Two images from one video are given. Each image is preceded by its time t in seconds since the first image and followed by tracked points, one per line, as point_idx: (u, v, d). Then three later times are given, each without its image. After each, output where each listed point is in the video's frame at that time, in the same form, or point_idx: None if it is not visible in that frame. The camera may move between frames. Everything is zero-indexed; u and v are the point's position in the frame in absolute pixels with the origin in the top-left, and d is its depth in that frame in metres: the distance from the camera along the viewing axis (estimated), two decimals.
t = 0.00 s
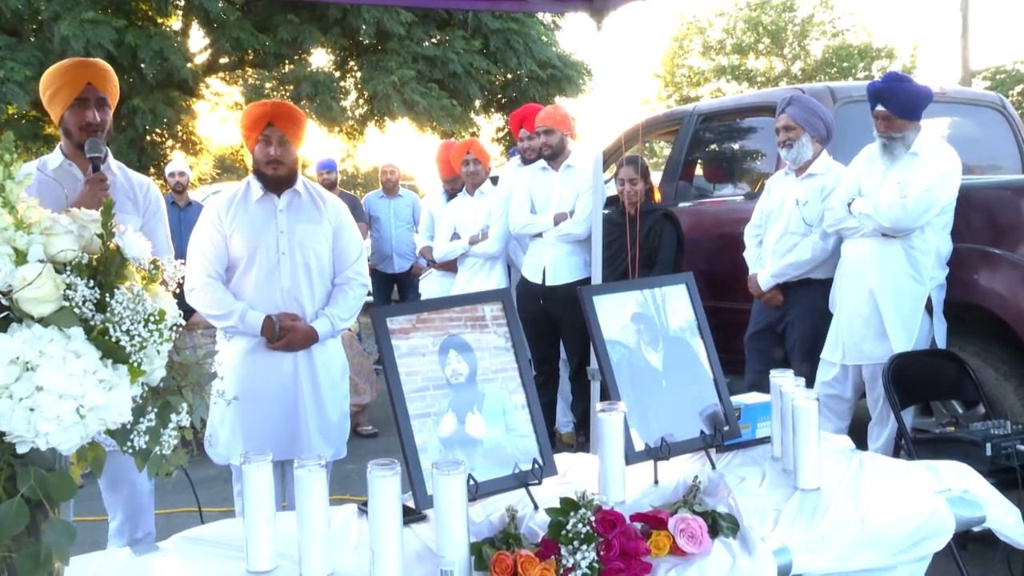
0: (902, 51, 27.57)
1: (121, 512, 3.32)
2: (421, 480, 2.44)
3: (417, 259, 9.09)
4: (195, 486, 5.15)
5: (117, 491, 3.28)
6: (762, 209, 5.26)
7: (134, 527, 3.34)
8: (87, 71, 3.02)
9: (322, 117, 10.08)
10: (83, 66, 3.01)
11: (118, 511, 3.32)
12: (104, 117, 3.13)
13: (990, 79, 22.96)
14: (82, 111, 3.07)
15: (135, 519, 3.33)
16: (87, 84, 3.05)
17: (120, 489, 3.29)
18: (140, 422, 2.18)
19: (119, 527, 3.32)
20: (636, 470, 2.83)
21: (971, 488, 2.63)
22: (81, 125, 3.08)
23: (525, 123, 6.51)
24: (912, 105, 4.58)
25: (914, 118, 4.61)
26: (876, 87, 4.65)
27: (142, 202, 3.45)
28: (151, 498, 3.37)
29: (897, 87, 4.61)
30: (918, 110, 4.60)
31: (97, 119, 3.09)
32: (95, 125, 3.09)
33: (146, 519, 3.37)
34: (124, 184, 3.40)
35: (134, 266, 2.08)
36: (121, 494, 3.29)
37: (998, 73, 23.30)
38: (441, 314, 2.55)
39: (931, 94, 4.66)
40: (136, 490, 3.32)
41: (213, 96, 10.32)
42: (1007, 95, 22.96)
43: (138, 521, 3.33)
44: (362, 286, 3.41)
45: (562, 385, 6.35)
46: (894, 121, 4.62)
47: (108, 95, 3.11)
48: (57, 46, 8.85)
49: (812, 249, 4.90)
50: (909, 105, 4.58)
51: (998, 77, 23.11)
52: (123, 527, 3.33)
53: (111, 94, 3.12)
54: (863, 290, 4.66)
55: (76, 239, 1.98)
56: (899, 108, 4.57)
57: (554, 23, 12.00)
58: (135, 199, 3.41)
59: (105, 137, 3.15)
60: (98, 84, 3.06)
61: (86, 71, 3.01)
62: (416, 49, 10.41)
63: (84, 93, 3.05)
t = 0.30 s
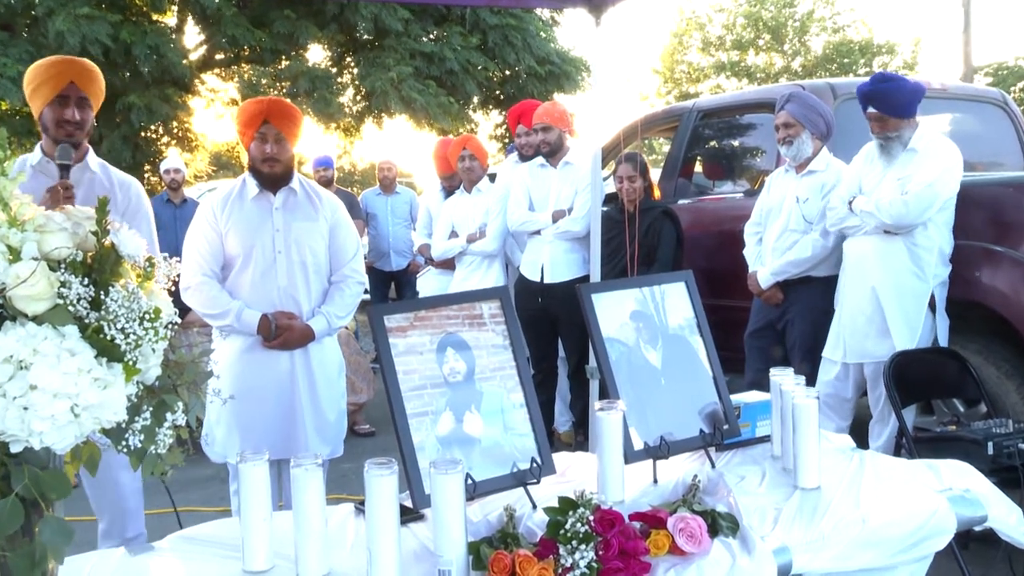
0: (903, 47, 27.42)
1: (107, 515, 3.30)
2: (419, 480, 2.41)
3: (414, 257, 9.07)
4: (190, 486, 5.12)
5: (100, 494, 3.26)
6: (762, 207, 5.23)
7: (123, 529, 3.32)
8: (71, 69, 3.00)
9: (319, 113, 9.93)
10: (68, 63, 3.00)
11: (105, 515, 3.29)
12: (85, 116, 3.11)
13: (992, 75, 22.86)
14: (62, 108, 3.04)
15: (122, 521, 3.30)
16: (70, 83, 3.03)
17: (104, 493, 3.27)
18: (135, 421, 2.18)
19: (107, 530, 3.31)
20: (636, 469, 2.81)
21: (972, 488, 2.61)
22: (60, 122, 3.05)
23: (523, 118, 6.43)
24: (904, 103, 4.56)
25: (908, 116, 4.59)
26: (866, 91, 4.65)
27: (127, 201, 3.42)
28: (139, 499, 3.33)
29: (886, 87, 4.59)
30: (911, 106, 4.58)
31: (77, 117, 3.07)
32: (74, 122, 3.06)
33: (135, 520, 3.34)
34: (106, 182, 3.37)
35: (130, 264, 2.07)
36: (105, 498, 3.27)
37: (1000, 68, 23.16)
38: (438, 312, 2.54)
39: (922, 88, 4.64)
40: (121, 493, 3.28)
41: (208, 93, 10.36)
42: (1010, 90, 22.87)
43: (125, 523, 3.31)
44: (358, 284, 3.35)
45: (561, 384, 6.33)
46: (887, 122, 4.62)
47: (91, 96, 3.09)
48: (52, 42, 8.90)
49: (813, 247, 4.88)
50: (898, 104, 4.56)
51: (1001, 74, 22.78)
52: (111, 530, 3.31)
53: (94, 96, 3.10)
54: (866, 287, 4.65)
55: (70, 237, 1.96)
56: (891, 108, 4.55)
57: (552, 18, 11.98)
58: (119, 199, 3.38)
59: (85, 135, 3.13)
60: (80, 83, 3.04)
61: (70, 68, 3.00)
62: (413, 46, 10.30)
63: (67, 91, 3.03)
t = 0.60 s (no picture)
0: (907, 42, 27.33)
1: (75, 525, 3.24)
2: (415, 484, 2.38)
3: (409, 256, 9.01)
4: (180, 489, 5.03)
5: (69, 499, 3.21)
6: (765, 203, 5.14)
7: (94, 537, 3.26)
8: (9, 59, 2.91)
9: (314, 109, 10.01)
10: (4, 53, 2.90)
11: (74, 524, 3.23)
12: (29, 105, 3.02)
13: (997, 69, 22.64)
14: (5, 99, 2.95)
15: (96, 527, 3.25)
16: (11, 73, 2.94)
17: (75, 498, 3.22)
18: (123, 423, 2.19)
19: (74, 541, 3.24)
20: (635, 471, 2.76)
21: (979, 491, 2.56)
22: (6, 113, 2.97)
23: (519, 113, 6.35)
24: (912, 99, 4.50)
25: (916, 111, 4.54)
26: (872, 87, 4.58)
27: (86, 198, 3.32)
28: (111, 505, 3.29)
29: (894, 82, 4.53)
30: (919, 102, 4.52)
31: (21, 107, 2.98)
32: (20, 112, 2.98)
33: (108, 528, 3.29)
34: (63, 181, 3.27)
35: (119, 263, 2.00)
36: (77, 503, 3.22)
37: (1009, 62, 22.87)
38: (434, 312, 2.49)
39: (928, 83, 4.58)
40: (91, 498, 3.23)
41: (199, 87, 10.31)
42: (1015, 85, 22.68)
43: (94, 532, 3.25)
44: (352, 282, 3.16)
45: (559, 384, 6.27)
46: (895, 118, 4.56)
47: (33, 84, 2.99)
48: (35, 35, 8.67)
49: (816, 245, 4.81)
50: (906, 101, 4.50)
51: (1010, 66, 22.94)
52: (79, 540, 3.25)
53: (36, 84, 3.00)
54: (871, 285, 4.60)
55: (56, 235, 1.89)
56: (899, 105, 4.50)
57: (549, 13, 11.91)
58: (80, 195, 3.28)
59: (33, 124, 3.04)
60: (21, 72, 2.95)
61: (8, 58, 2.91)
62: (409, 39, 10.28)
63: (8, 81, 2.94)
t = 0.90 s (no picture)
0: (925, 27, 26.07)
1: (50, 527, 3.13)
2: (407, 491, 2.26)
3: (402, 253, 8.59)
4: (160, 496, 4.78)
5: (46, 501, 3.10)
6: (772, 198, 4.69)
7: (69, 539, 3.16)
8: None
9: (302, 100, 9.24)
10: None
11: (50, 525, 3.13)
12: None
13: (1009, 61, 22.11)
14: None
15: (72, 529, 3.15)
16: None
17: (49, 501, 3.11)
18: (104, 427, 2.16)
19: (49, 542, 3.14)
20: (635, 477, 2.65)
21: (997, 499, 2.46)
22: None
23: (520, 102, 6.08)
24: (933, 90, 4.00)
25: (937, 103, 4.03)
26: (892, 77, 4.05)
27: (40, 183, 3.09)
28: (86, 506, 3.18)
29: (913, 73, 4.01)
30: (940, 93, 4.02)
31: None
32: None
33: (83, 530, 3.18)
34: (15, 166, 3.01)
35: (98, 260, 2.00)
36: (51, 507, 3.11)
37: None
38: (427, 311, 2.38)
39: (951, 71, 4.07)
40: (67, 498, 3.13)
41: (182, 77, 9.59)
42: None
43: (70, 533, 3.15)
44: (343, 280, 2.94)
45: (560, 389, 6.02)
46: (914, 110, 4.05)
47: None
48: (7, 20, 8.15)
49: (826, 243, 4.35)
50: (928, 92, 3.99)
51: None
52: (54, 542, 3.15)
53: None
54: (883, 284, 4.13)
55: (31, 231, 1.89)
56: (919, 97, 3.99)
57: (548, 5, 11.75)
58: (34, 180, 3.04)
59: None
60: None
61: None
62: (401, 26, 9.60)
63: None
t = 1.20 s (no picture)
0: (944, 11, 23.41)
1: (33, 536, 3.02)
2: (398, 496, 2.17)
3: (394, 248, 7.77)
4: (143, 502, 4.56)
5: (26, 509, 2.98)
6: (778, 194, 4.36)
7: (53, 548, 3.04)
8: None
9: (292, 91, 9.36)
10: None
11: (34, 534, 3.02)
12: None
13: None
14: None
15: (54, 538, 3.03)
16: None
17: (31, 511, 2.99)
18: (81, 431, 2.04)
19: (33, 552, 3.02)
20: (636, 481, 2.54)
21: (1016, 506, 2.35)
22: None
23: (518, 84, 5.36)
24: (953, 80, 3.60)
25: (957, 92, 3.64)
26: (908, 65, 3.65)
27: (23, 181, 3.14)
28: (72, 513, 3.07)
29: (932, 61, 3.61)
30: (960, 82, 3.63)
31: None
32: None
33: (66, 539, 3.07)
34: None
35: (75, 256, 1.95)
36: (33, 516, 2.99)
37: None
38: (420, 309, 2.28)
39: (972, 57, 3.68)
40: (52, 504, 3.01)
41: (162, 65, 9.48)
42: None
43: (57, 541, 3.04)
44: (331, 277, 2.83)
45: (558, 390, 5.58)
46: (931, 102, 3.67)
47: None
48: None
49: (835, 241, 4.05)
50: (948, 84, 3.60)
51: None
52: (37, 552, 3.03)
53: None
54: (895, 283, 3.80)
55: (4, 226, 1.86)
56: (937, 88, 3.60)
57: None
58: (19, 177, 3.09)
59: None
60: None
61: None
62: (393, 13, 9.72)
63: None
